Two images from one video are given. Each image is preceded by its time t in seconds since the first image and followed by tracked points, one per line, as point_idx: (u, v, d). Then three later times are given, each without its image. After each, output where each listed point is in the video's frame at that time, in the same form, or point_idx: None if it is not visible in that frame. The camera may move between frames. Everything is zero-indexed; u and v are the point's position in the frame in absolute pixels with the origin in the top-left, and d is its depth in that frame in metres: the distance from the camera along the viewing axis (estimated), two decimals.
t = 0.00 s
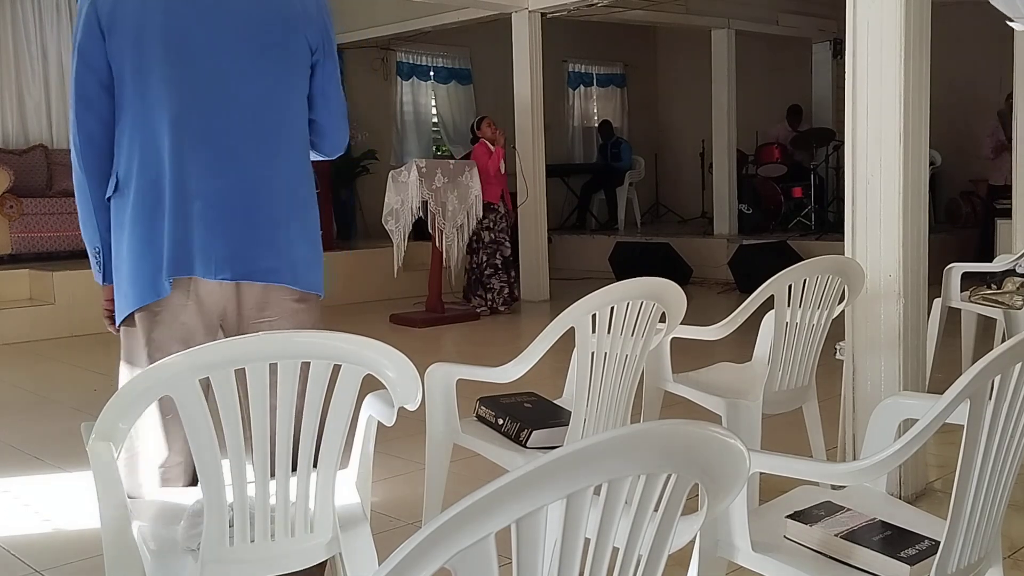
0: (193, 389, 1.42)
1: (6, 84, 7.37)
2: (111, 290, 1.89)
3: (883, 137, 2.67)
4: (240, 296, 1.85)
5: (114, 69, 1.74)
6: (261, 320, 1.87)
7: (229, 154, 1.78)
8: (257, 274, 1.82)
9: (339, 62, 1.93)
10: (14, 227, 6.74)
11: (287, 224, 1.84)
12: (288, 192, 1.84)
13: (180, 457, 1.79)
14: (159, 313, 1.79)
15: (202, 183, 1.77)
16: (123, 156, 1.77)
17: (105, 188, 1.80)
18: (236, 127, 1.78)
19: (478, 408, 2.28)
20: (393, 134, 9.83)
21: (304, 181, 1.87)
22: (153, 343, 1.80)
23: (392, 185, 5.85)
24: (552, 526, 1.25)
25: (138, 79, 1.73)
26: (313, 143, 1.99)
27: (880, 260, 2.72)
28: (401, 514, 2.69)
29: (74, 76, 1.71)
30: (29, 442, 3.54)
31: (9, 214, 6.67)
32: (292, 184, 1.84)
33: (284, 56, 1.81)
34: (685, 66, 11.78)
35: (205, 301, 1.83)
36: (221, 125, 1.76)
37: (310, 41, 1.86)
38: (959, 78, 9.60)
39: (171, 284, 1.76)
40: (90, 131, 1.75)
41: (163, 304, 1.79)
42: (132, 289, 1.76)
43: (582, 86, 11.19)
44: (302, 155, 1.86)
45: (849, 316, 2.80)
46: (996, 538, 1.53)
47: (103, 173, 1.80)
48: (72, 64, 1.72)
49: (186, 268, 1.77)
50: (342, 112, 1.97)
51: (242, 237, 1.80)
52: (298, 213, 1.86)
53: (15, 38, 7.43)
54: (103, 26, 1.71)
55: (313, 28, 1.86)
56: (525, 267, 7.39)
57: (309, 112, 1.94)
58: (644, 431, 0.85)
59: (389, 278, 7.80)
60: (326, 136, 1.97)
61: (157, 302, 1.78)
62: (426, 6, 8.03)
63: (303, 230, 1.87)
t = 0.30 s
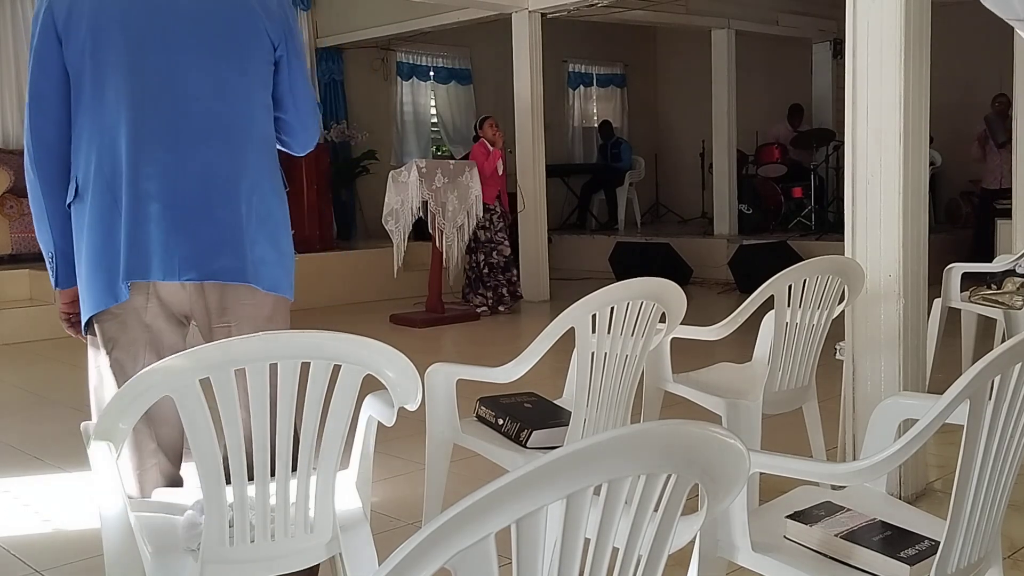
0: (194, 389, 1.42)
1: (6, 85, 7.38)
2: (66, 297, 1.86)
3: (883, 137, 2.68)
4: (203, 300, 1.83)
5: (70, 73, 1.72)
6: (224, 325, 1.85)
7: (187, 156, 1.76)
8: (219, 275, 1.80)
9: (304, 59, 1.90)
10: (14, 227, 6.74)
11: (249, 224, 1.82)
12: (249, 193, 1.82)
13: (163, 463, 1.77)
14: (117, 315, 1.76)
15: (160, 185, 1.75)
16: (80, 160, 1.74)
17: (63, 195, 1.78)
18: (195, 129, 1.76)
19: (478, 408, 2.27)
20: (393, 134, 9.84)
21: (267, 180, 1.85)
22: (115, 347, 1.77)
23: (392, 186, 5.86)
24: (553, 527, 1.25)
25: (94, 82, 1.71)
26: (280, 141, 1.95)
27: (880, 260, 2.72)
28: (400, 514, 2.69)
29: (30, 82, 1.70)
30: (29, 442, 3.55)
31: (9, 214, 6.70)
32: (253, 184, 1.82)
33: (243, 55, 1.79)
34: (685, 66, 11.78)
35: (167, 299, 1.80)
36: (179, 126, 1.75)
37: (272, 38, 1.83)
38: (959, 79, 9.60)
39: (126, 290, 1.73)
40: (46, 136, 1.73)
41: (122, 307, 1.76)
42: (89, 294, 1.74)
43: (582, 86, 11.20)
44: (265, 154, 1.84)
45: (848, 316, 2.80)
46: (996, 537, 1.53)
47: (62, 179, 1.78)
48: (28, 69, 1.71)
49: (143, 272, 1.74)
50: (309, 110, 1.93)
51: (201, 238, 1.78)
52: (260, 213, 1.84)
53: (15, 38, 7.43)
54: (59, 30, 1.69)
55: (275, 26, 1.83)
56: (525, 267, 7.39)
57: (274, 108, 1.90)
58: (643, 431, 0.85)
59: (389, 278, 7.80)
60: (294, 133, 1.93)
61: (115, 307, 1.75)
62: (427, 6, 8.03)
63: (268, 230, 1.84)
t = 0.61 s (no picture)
0: (194, 389, 1.41)
1: (6, 85, 7.38)
2: (64, 300, 1.85)
3: (883, 137, 2.67)
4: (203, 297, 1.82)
5: (66, 76, 1.71)
6: (224, 323, 1.84)
7: (188, 154, 1.76)
8: (224, 271, 1.80)
9: (298, 53, 1.89)
10: (14, 227, 6.74)
11: (253, 221, 1.82)
12: (251, 190, 1.81)
13: (163, 463, 1.77)
14: (122, 316, 1.76)
15: (161, 184, 1.74)
16: (79, 163, 1.74)
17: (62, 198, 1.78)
18: (194, 127, 1.75)
19: (478, 409, 2.27)
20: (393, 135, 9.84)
21: (267, 176, 1.84)
22: (120, 347, 1.77)
23: (392, 186, 5.87)
24: (552, 526, 1.25)
25: (90, 84, 1.70)
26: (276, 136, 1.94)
27: (880, 261, 2.72)
28: (401, 515, 2.69)
29: (26, 86, 1.69)
30: (29, 442, 3.55)
31: (9, 214, 6.69)
32: (254, 179, 1.81)
33: (239, 52, 1.78)
34: (685, 66, 11.78)
35: (170, 300, 1.80)
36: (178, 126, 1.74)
37: (265, 33, 1.82)
38: (959, 79, 9.60)
39: (132, 290, 1.73)
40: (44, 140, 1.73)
41: (127, 308, 1.76)
42: (94, 295, 1.73)
43: (582, 86, 11.19)
44: (264, 151, 1.84)
45: (848, 316, 2.80)
46: (996, 538, 1.53)
47: (60, 182, 1.78)
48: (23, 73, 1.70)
49: (149, 272, 1.74)
50: (304, 104, 1.92)
51: (206, 236, 1.78)
52: (262, 209, 1.83)
53: (15, 38, 7.43)
54: (52, 34, 1.68)
55: (268, 20, 1.82)
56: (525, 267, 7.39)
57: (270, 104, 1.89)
58: (643, 432, 0.85)
59: (388, 279, 7.80)
60: (291, 129, 1.91)
61: (121, 308, 1.75)
62: (427, 7, 8.03)
63: (271, 226, 1.84)
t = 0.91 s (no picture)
0: (193, 390, 1.41)
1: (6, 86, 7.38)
2: (89, 300, 1.88)
3: (884, 137, 2.67)
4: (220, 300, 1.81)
5: (89, 78, 1.73)
6: (242, 325, 1.83)
7: (206, 156, 1.75)
8: (241, 274, 1.79)
9: (317, 56, 1.89)
10: (14, 227, 6.74)
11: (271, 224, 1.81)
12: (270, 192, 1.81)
13: (164, 463, 1.77)
14: (139, 316, 1.75)
15: (180, 186, 1.74)
16: (101, 164, 1.75)
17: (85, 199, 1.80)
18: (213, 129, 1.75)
19: (478, 409, 2.27)
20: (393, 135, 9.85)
21: (286, 178, 1.84)
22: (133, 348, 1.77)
23: (392, 186, 5.85)
24: (551, 527, 1.25)
25: (112, 86, 1.71)
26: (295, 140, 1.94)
27: (880, 261, 2.72)
28: (401, 515, 2.69)
29: (50, 88, 1.71)
30: (29, 443, 3.55)
31: (9, 214, 6.68)
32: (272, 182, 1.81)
33: (259, 54, 1.78)
34: (685, 66, 11.78)
35: (186, 303, 1.79)
36: (197, 127, 1.74)
37: (285, 35, 1.83)
38: (959, 79, 9.60)
39: (151, 292, 1.73)
40: (67, 141, 1.75)
41: (144, 309, 1.75)
42: (114, 296, 1.74)
43: (582, 86, 11.20)
44: (283, 152, 1.83)
45: (849, 317, 2.80)
46: (996, 538, 1.53)
47: (83, 183, 1.79)
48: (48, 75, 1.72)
49: (168, 274, 1.74)
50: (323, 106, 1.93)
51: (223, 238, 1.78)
52: (280, 211, 1.83)
53: (16, 38, 7.43)
54: (75, 36, 1.70)
55: (288, 22, 1.83)
56: (525, 268, 7.38)
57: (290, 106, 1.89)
58: (644, 432, 0.85)
59: (388, 279, 7.80)
60: (309, 134, 1.93)
61: (139, 310, 1.75)
62: (427, 7, 8.03)
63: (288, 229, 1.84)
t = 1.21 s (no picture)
0: (194, 390, 1.40)
1: (6, 86, 7.38)
2: (124, 292, 1.85)
3: (884, 137, 2.67)
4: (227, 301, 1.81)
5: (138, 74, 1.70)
6: (287, 322, 1.85)
7: (256, 156, 1.76)
8: (286, 273, 1.81)
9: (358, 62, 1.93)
10: (14, 227, 6.74)
11: (316, 224, 1.84)
12: (314, 192, 1.83)
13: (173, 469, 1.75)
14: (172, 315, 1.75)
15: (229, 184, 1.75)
16: (147, 160, 1.73)
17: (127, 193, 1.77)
18: (263, 130, 1.76)
19: (478, 409, 2.27)
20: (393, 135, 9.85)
21: (328, 179, 1.87)
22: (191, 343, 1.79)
23: (392, 186, 5.85)
24: (552, 527, 1.25)
25: (163, 83, 1.70)
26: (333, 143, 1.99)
27: (881, 261, 2.72)
28: (401, 515, 2.69)
29: (98, 82, 1.68)
30: (29, 443, 3.55)
31: (9, 214, 6.68)
32: (317, 183, 1.83)
33: (307, 58, 1.80)
34: (686, 66, 11.78)
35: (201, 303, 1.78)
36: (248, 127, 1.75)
37: (330, 40, 1.85)
38: (959, 79, 9.60)
39: (203, 286, 1.74)
40: (112, 136, 1.71)
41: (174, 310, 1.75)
42: (164, 293, 1.73)
43: (582, 86, 11.20)
44: (325, 154, 1.86)
45: (848, 317, 2.80)
46: (996, 538, 1.53)
47: (126, 178, 1.76)
48: (95, 69, 1.68)
49: (216, 270, 1.75)
50: (360, 111, 1.97)
51: (269, 237, 1.79)
52: (322, 212, 1.86)
53: (15, 38, 7.43)
54: (126, 31, 1.68)
55: (333, 27, 1.85)
56: (525, 268, 7.38)
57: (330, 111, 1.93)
58: (642, 432, 0.85)
59: (388, 279, 7.79)
60: (347, 134, 1.98)
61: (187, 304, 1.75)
62: (427, 7, 8.03)
63: (330, 230, 1.87)
